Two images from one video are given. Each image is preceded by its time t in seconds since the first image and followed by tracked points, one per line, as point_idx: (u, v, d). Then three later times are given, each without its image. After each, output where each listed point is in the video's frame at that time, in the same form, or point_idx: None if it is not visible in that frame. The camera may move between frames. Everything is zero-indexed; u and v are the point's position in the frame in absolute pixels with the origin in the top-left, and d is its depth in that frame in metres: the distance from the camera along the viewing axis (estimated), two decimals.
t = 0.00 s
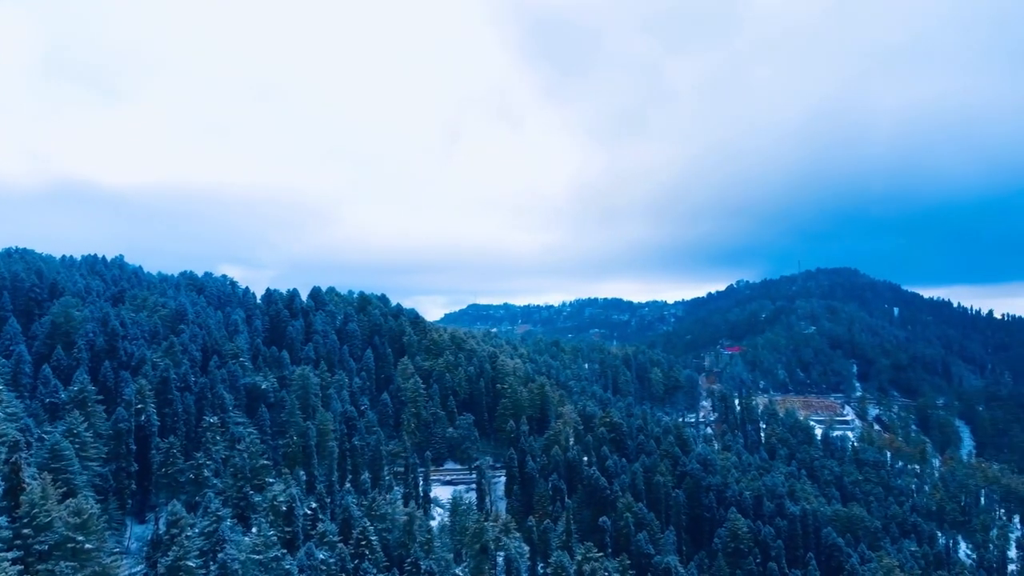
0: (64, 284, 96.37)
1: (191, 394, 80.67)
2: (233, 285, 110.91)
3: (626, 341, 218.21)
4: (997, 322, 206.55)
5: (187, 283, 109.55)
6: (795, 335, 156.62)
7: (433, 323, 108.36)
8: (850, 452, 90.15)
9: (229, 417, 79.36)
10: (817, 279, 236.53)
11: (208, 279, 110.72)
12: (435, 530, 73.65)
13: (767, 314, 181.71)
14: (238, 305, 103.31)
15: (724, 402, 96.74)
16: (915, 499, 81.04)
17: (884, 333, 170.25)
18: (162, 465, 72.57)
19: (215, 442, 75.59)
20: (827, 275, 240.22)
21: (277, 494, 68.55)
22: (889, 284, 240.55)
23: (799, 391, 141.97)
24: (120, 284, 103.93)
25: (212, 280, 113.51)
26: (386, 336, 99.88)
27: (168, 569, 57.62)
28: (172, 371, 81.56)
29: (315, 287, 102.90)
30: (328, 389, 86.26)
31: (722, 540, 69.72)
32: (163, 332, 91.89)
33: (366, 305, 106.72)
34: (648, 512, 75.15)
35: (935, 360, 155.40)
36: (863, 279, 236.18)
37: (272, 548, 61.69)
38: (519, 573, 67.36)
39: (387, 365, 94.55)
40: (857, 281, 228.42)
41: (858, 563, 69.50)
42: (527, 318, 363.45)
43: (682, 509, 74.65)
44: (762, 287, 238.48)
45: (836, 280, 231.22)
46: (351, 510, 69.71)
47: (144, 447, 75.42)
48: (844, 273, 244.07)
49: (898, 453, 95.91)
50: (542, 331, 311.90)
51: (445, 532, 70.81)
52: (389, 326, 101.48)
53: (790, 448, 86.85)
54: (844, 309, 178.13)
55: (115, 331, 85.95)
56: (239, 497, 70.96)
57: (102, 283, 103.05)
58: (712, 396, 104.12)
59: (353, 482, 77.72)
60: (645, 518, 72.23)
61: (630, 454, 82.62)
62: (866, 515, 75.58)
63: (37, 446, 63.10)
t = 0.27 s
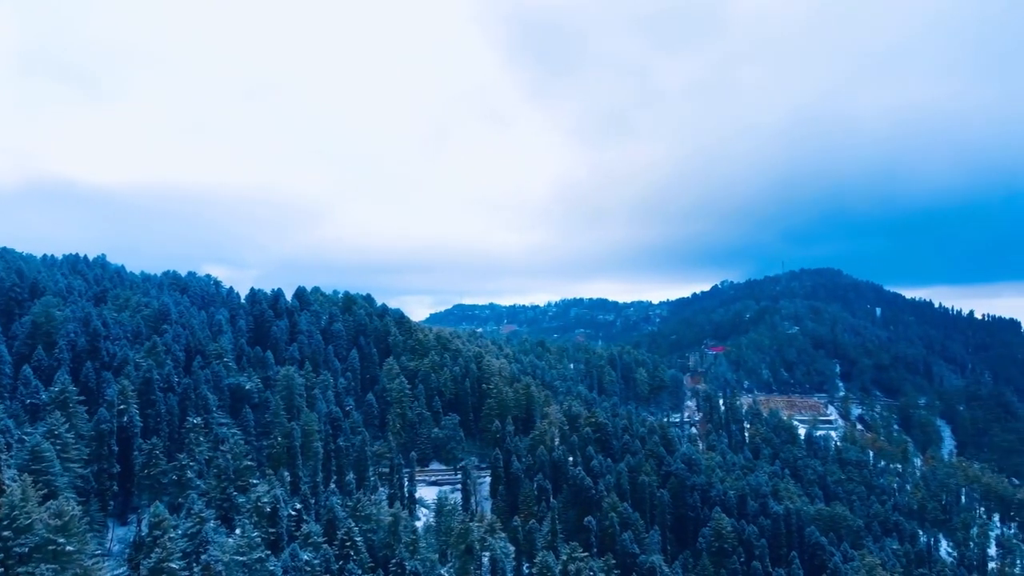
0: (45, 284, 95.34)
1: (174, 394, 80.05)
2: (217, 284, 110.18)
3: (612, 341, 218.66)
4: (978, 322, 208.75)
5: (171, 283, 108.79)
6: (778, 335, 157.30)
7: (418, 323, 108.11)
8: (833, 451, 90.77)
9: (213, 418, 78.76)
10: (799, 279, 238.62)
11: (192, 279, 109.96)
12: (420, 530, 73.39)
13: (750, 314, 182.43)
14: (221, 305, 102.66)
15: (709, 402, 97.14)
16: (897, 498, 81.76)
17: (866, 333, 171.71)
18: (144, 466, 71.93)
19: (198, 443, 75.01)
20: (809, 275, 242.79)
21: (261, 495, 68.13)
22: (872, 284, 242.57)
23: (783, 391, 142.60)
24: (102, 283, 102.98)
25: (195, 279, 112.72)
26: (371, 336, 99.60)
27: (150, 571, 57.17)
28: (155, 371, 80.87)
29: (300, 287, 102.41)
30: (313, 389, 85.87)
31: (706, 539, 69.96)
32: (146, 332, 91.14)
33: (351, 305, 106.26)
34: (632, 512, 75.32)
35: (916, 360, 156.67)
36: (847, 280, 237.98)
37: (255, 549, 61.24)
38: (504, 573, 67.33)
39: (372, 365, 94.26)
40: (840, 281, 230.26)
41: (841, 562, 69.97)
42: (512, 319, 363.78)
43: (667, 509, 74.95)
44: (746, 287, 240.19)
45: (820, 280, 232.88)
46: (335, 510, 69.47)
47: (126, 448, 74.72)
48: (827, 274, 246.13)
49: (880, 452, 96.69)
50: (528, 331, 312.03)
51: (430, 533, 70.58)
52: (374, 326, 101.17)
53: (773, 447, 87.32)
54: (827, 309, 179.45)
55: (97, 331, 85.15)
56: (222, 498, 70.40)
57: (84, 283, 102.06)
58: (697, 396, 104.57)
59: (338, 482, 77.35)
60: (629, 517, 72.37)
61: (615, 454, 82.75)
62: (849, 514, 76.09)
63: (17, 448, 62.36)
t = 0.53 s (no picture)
0: (28, 283, 94.36)
1: (159, 395, 79.42)
2: (202, 284, 109.48)
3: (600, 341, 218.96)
4: (961, 322, 210.52)
5: (156, 282, 108.03)
6: (764, 335, 157.88)
7: (405, 323, 107.87)
8: (818, 450, 91.28)
9: (198, 418, 78.20)
10: (786, 279, 239.84)
11: (177, 278, 109.24)
12: (407, 530, 73.21)
13: (736, 314, 183.05)
14: (207, 305, 101.99)
15: (695, 402, 97.42)
16: (881, 497, 82.32)
17: (852, 333, 172.90)
18: (129, 467, 71.32)
19: (183, 444, 74.48)
20: (795, 275, 244.15)
21: (247, 496, 67.73)
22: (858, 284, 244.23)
23: (769, 391, 143.07)
24: (86, 283, 102.08)
25: (181, 279, 111.98)
26: (358, 336, 99.28)
27: (134, 573, 56.67)
28: (140, 372, 80.20)
29: (287, 287, 101.85)
30: (299, 389, 85.51)
31: (692, 538, 70.13)
32: (131, 332, 90.40)
33: (338, 305, 105.85)
34: (619, 511, 75.41)
35: (900, 360, 157.72)
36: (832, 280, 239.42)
37: (241, 551, 60.80)
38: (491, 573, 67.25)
39: (359, 366, 93.98)
40: (825, 281, 231.73)
41: (826, 560, 70.31)
42: (499, 318, 363.77)
43: (653, 509, 75.08)
44: (733, 287, 241.14)
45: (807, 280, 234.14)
46: (321, 511, 69.16)
47: (111, 449, 74.05)
48: (813, 274, 247.58)
49: (865, 451, 97.36)
50: (515, 331, 312.17)
51: (417, 533, 70.41)
52: (361, 326, 100.85)
53: (759, 447, 87.64)
54: (813, 309, 180.33)
55: (80, 331, 84.36)
56: (207, 499, 69.92)
57: (68, 282, 101.12)
58: (683, 396, 104.89)
59: (324, 483, 77.02)
60: (616, 517, 72.43)
61: (602, 453, 82.82)
62: (834, 513, 76.50)
63: None
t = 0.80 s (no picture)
0: (12, 282, 93.45)
1: (145, 395, 78.84)
2: (189, 283, 108.83)
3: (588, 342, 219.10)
4: (946, 322, 212.17)
5: (141, 282, 107.30)
6: (751, 335, 158.40)
7: (394, 323, 107.63)
8: (805, 450, 91.73)
9: (185, 419, 77.76)
10: (773, 279, 241.02)
11: (163, 278, 108.54)
12: (395, 531, 73.03)
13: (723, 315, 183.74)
14: (193, 304, 101.38)
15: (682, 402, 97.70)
16: (867, 496, 82.83)
17: (838, 333, 173.97)
18: (114, 468, 70.77)
19: (170, 444, 73.98)
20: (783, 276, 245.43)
21: (234, 497, 67.38)
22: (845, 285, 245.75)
23: (756, 391, 143.55)
24: (70, 283, 101.26)
25: (167, 278, 111.26)
26: (346, 336, 98.96)
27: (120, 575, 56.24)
28: (126, 372, 79.60)
29: (274, 287, 101.36)
30: (287, 389, 85.17)
31: (680, 538, 70.32)
32: (117, 332, 89.74)
33: (326, 305, 105.45)
34: (607, 511, 75.50)
35: (885, 360, 158.62)
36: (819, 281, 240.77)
37: (228, 551, 60.40)
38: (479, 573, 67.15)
39: (347, 366, 93.71)
40: (812, 282, 233.13)
41: (812, 559, 70.65)
42: (488, 319, 363.73)
43: (641, 508, 75.17)
44: (722, 287, 242.00)
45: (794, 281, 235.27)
46: (309, 512, 68.90)
47: (96, 449, 73.43)
48: (801, 274, 248.95)
49: (850, 451, 98.01)
50: (503, 331, 312.19)
51: (405, 534, 70.26)
52: (349, 326, 100.53)
53: (746, 446, 87.94)
54: (799, 310, 181.05)
55: (65, 331, 83.63)
56: (194, 500, 69.50)
57: (52, 282, 100.24)
58: (671, 396, 105.21)
59: (312, 484, 76.70)
60: (604, 517, 72.53)
61: (590, 453, 82.88)
62: (820, 512, 76.89)
63: None
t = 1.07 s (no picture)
0: None
1: (131, 396, 78.28)
2: (175, 283, 108.19)
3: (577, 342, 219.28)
4: (931, 322, 213.80)
5: (127, 282, 106.59)
6: (738, 335, 158.97)
7: (382, 323, 107.37)
8: (791, 449, 92.19)
9: (171, 419, 77.32)
10: (761, 279, 242.11)
11: (150, 277, 107.86)
12: (383, 531, 72.84)
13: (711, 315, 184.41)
14: (180, 304, 100.79)
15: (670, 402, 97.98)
16: (853, 495, 83.29)
17: (824, 333, 174.97)
18: (100, 468, 70.21)
19: (156, 445, 73.46)
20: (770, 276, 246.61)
21: (220, 498, 67.00)
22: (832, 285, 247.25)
23: (743, 390, 143.99)
24: (55, 282, 100.46)
25: (153, 278, 110.52)
26: (334, 336, 98.63)
27: None
28: (111, 372, 78.99)
29: (262, 286, 100.91)
30: (274, 389, 84.82)
31: (667, 537, 70.47)
32: (102, 332, 89.09)
33: (313, 305, 105.03)
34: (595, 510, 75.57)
35: (871, 360, 159.54)
36: (806, 281, 242.05)
37: (215, 553, 60.03)
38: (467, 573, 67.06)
39: (335, 366, 93.40)
40: (799, 283, 234.37)
41: (799, 558, 70.99)
42: (476, 318, 363.63)
43: (629, 508, 75.25)
44: (710, 287, 242.79)
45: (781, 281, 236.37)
46: (296, 512, 68.65)
47: (81, 450, 72.82)
48: (788, 275, 250.20)
49: (836, 450, 98.56)
50: (492, 331, 312.18)
51: (393, 534, 70.08)
52: (337, 326, 100.20)
53: (734, 446, 88.22)
54: (786, 311, 181.85)
55: (50, 331, 82.91)
56: (180, 501, 69.08)
57: (37, 281, 99.42)
58: (659, 396, 105.48)
59: (299, 484, 76.37)
60: (592, 516, 72.61)
61: (579, 453, 82.92)
62: (806, 511, 77.27)
63: None
